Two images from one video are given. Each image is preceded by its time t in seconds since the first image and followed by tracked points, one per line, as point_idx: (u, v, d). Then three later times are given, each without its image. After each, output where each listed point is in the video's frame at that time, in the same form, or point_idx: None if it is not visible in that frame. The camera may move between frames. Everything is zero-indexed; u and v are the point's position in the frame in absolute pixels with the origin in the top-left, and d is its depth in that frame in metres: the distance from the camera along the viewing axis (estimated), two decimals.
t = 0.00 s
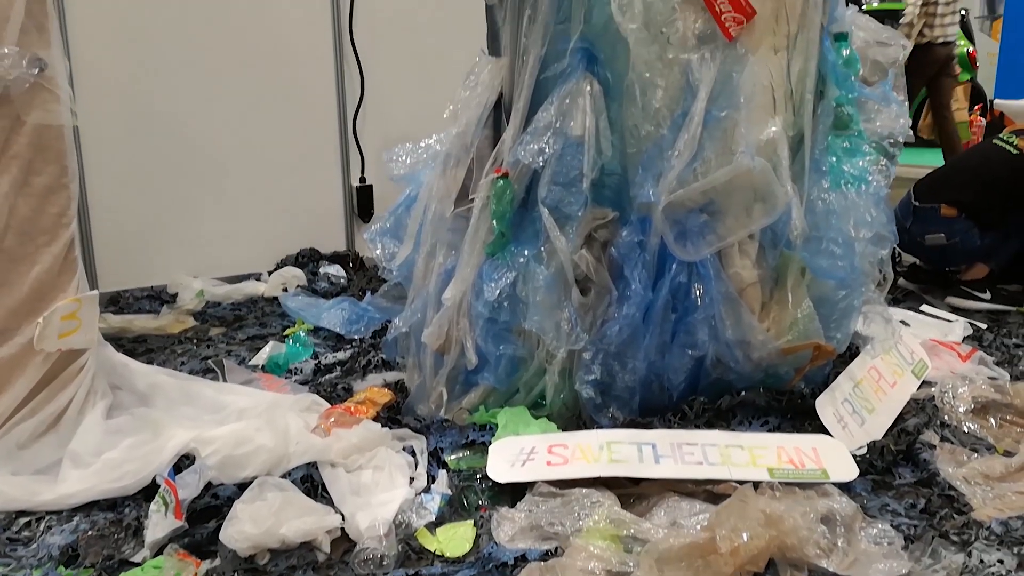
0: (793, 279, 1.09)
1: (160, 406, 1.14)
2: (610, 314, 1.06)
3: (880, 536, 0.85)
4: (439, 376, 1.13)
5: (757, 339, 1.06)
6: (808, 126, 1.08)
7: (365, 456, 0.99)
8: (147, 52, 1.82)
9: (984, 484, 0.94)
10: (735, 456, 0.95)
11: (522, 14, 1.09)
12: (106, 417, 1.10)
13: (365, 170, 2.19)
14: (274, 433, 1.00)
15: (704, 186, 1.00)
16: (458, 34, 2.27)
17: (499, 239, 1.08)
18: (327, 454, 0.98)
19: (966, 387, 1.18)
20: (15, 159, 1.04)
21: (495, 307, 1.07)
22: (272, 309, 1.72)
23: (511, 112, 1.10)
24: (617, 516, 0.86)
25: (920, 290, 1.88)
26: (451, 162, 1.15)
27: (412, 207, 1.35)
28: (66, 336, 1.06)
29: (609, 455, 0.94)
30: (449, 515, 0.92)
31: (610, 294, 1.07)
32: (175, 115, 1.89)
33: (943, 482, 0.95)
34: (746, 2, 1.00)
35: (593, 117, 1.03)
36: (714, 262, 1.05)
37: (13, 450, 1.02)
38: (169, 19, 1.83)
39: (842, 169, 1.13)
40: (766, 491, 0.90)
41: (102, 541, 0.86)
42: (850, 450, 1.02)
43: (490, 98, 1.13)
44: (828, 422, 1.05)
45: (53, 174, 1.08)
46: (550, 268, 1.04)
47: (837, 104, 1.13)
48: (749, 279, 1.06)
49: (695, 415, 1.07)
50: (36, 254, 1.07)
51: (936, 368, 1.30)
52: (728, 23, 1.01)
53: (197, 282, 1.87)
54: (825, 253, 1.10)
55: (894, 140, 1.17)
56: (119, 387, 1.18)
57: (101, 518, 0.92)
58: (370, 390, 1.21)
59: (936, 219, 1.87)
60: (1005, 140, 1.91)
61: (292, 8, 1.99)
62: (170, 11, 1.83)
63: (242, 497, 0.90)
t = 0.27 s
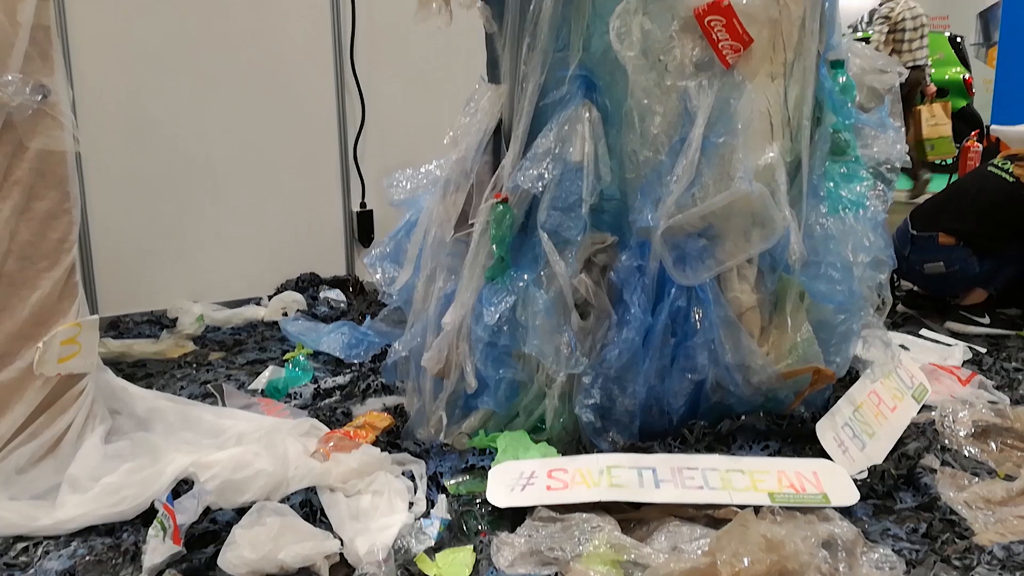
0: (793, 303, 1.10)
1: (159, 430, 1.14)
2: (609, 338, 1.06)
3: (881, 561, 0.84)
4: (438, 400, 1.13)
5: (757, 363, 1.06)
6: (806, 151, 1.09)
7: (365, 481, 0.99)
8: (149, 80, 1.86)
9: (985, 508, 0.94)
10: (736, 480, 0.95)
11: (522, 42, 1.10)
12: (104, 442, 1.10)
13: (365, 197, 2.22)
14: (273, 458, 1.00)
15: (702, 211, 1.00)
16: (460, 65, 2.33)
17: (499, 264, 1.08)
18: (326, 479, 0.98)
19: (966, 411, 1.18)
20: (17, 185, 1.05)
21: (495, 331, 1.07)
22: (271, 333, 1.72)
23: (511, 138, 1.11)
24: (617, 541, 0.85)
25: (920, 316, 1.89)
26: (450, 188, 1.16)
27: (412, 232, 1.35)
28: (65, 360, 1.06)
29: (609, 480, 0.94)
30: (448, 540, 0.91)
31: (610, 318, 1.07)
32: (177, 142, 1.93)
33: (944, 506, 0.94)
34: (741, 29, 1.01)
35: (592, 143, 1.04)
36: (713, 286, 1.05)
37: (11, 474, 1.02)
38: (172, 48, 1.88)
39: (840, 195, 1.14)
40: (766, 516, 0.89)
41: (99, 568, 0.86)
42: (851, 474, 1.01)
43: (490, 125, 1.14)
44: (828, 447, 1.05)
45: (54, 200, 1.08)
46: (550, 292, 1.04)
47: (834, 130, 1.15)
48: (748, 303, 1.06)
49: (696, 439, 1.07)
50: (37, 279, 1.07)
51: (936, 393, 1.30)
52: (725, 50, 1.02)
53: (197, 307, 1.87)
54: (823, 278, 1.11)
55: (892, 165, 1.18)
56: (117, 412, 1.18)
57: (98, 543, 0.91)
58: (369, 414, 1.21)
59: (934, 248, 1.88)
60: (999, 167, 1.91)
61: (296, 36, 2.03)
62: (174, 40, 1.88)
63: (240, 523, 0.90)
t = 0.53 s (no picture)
0: (792, 329, 1.10)
1: (158, 457, 1.14)
2: (609, 364, 1.06)
3: None
4: (438, 426, 1.13)
5: (757, 389, 1.06)
6: (803, 179, 1.10)
7: (364, 508, 0.99)
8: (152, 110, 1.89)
9: (987, 535, 0.93)
10: (737, 507, 0.95)
11: (521, 71, 1.12)
12: (103, 469, 1.10)
13: (366, 225, 2.27)
14: (272, 485, 1.00)
15: (701, 237, 1.01)
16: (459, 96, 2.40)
17: (499, 290, 1.08)
18: (325, 506, 0.98)
19: (966, 437, 1.18)
20: (19, 213, 1.06)
21: (495, 357, 1.07)
22: (271, 360, 1.72)
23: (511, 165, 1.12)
24: (618, 568, 0.85)
25: (921, 342, 1.89)
26: (451, 216, 1.19)
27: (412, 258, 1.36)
28: (65, 386, 1.06)
29: (609, 507, 0.93)
30: (448, 567, 0.90)
31: (610, 344, 1.07)
32: (179, 171, 1.95)
33: (946, 533, 0.94)
34: (739, 58, 1.02)
35: (591, 171, 1.05)
36: (713, 312, 1.06)
37: (9, 501, 1.01)
38: (175, 79, 1.91)
39: (838, 222, 1.14)
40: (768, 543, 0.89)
41: None
42: (853, 501, 1.01)
43: (490, 152, 1.16)
44: (830, 474, 1.04)
45: (56, 227, 1.09)
46: (550, 318, 1.05)
47: (831, 158, 1.16)
48: (748, 328, 1.07)
49: (696, 465, 1.07)
50: (38, 306, 1.08)
51: (937, 419, 1.30)
52: (723, 79, 1.02)
53: (198, 333, 1.88)
54: (822, 304, 1.11)
55: (888, 193, 1.21)
56: (116, 439, 1.18)
57: (95, 571, 0.90)
58: (369, 440, 1.21)
59: (935, 277, 1.88)
60: (994, 193, 1.92)
61: (297, 69, 2.09)
62: (177, 71, 1.91)
63: (239, 549, 0.89)
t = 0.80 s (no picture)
0: (792, 356, 1.10)
1: (157, 485, 1.13)
2: (609, 391, 1.06)
3: None
4: (437, 454, 1.13)
5: (758, 417, 1.06)
6: (801, 207, 1.11)
7: (363, 537, 0.98)
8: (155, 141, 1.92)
9: (990, 563, 0.92)
10: (738, 535, 0.94)
11: (521, 101, 1.13)
12: (102, 497, 1.10)
13: (367, 253, 2.27)
14: (270, 513, 0.99)
15: (700, 264, 1.02)
16: (459, 126, 2.41)
17: (499, 317, 1.09)
18: (324, 534, 0.97)
19: (968, 464, 1.18)
20: (21, 241, 1.06)
21: (495, 384, 1.07)
22: (270, 387, 1.72)
23: (511, 192, 1.13)
24: None
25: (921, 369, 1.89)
26: (451, 243, 1.20)
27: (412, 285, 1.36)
28: (65, 414, 1.06)
29: (610, 535, 0.93)
30: None
31: (610, 371, 1.07)
32: (180, 199, 1.97)
33: (949, 562, 0.93)
34: (735, 88, 1.03)
35: (590, 198, 1.06)
36: (712, 339, 1.06)
37: (7, 529, 1.01)
38: (178, 109, 1.94)
39: (837, 249, 1.15)
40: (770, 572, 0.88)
41: None
42: (854, 529, 1.00)
43: (490, 181, 1.17)
44: (832, 502, 1.04)
45: (57, 255, 1.10)
46: (549, 345, 1.05)
47: (829, 186, 1.17)
48: (748, 355, 1.07)
49: (697, 493, 1.06)
50: (38, 333, 1.08)
51: (938, 446, 1.29)
52: (720, 108, 1.03)
53: (197, 361, 1.87)
54: (822, 331, 1.11)
55: (887, 221, 1.20)
56: (114, 467, 1.18)
57: None
58: (368, 468, 1.21)
59: (934, 304, 1.89)
60: (994, 221, 1.95)
61: (299, 100, 2.11)
62: (180, 102, 1.94)
63: None
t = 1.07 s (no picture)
0: (793, 387, 1.09)
1: (155, 518, 1.12)
2: (610, 422, 1.05)
3: None
4: (437, 486, 1.12)
5: (759, 448, 1.05)
6: (800, 238, 1.11)
7: (361, 570, 0.96)
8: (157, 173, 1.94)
9: None
10: (741, 568, 0.93)
11: (521, 133, 1.15)
12: (99, 530, 1.09)
13: (367, 283, 2.30)
14: (268, 546, 0.99)
15: (699, 295, 1.02)
16: (458, 157, 2.47)
17: (499, 347, 1.09)
18: (322, 568, 0.96)
19: (972, 496, 1.18)
20: (23, 273, 1.06)
21: (495, 415, 1.07)
22: (269, 419, 1.71)
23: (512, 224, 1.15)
24: None
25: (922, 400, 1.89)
26: (451, 273, 1.20)
27: (413, 316, 1.36)
28: (63, 447, 1.06)
29: (611, 569, 0.92)
30: None
31: (610, 402, 1.07)
32: (182, 230, 1.98)
33: None
34: (733, 120, 1.03)
35: (590, 229, 1.07)
36: (712, 369, 1.05)
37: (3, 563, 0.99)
38: (181, 142, 1.96)
39: (836, 279, 1.16)
40: None
41: None
42: (857, 562, 0.99)
43: (490, 212, 1.18)
44: (834, 534, 1.02)
45: (59, 287, 1.10)
46: (550, 376, 1.05)
47: (827, 218, 1.18)
48: (748, 386, 1.06)
49: (699, 526, 1.05)
50: (38, 364, 1.08)
51: (940, 477, 1.29)
52: (718, 141, 1.03)
53: (197, 393, 1.87)
54: (822, 361, 1.11)
55: (885, 251, 1.21)
56: (111, 500, 1.17)
57: None
58: (367, 501, 1.20)
59: (936, 334, 1.89)
60: (994, 253, 1.95)
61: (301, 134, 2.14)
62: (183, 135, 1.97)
63: None
